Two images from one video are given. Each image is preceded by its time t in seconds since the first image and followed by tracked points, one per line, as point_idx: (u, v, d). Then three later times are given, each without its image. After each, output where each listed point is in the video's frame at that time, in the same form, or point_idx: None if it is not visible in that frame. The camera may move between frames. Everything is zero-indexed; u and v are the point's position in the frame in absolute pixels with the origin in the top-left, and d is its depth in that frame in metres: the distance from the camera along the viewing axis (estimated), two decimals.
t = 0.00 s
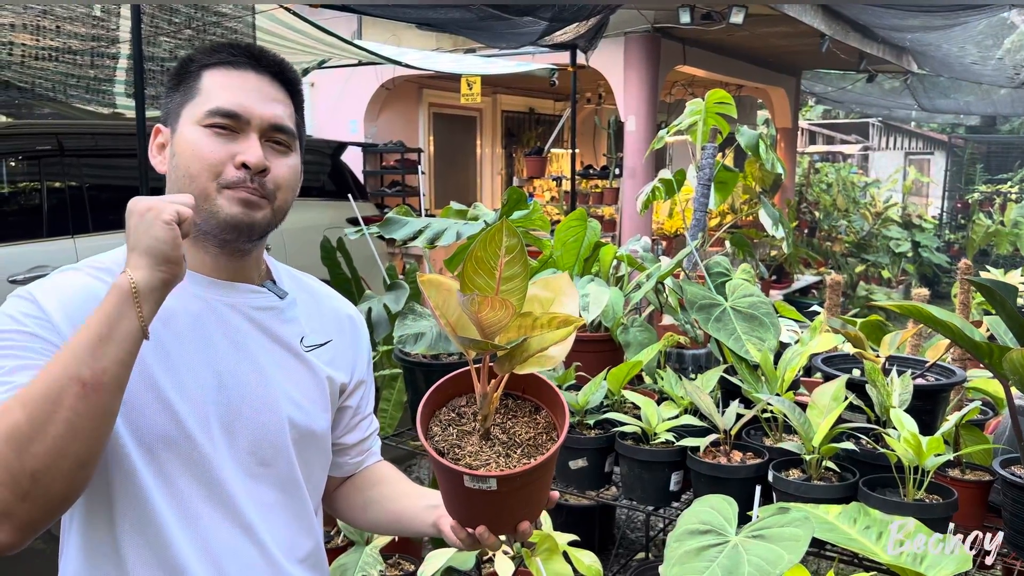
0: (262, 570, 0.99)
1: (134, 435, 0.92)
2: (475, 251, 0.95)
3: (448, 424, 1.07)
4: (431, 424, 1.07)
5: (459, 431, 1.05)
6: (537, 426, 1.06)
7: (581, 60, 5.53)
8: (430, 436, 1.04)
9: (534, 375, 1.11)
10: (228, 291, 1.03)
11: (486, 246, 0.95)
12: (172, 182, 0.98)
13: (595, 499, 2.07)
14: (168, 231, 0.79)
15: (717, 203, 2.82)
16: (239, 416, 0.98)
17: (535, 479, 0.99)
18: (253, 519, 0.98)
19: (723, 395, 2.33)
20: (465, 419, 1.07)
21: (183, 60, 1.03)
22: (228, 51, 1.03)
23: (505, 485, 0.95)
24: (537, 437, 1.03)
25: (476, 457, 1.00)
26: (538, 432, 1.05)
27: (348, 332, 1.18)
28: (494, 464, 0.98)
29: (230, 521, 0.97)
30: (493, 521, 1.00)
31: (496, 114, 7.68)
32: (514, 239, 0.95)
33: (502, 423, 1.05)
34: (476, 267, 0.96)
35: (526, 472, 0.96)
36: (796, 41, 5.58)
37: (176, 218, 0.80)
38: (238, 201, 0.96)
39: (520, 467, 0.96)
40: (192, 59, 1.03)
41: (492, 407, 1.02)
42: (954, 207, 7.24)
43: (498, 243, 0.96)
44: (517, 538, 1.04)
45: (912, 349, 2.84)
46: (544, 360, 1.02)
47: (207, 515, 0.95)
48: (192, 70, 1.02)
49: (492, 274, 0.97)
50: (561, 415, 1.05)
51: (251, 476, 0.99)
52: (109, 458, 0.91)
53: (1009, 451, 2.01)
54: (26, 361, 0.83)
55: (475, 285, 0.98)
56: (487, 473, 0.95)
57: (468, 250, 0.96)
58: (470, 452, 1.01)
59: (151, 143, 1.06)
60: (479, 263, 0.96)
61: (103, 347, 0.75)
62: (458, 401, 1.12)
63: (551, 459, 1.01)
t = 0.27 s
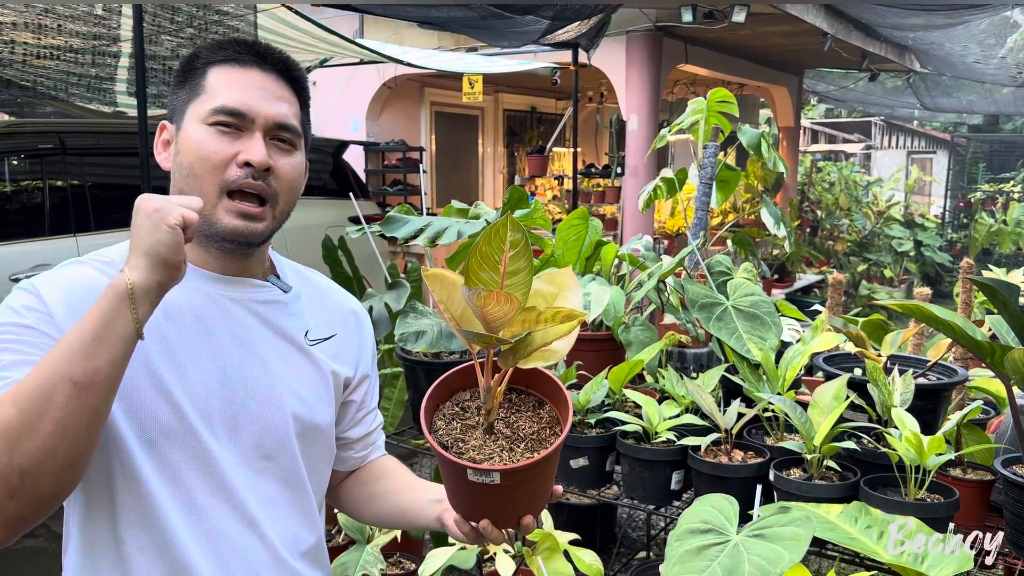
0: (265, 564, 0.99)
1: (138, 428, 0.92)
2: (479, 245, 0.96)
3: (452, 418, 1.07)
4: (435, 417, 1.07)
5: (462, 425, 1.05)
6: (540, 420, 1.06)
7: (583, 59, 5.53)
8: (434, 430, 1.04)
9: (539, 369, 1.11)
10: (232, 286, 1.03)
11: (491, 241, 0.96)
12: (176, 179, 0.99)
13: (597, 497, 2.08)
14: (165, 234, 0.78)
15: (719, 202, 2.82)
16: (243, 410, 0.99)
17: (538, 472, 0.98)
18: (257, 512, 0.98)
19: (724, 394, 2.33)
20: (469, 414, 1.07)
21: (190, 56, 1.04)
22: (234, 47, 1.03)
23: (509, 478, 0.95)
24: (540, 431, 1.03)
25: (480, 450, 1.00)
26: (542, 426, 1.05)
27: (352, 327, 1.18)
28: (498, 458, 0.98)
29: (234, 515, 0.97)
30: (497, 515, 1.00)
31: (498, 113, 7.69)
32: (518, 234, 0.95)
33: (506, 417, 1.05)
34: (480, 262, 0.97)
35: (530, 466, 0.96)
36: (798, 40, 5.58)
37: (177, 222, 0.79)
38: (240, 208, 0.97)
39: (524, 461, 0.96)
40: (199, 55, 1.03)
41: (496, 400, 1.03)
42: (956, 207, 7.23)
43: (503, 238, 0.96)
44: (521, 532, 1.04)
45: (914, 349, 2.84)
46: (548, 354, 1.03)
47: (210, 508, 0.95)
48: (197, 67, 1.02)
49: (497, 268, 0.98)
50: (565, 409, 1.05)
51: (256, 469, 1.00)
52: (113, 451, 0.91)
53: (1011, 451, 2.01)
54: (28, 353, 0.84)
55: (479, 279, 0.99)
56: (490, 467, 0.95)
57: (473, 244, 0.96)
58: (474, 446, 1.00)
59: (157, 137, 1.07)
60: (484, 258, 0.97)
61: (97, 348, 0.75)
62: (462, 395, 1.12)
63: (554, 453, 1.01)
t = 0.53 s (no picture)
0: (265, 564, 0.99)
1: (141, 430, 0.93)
2: (475, 252, 0.96)
3: (444, 424, 1.07)
4: (427, 423, 1.07)
5: (455, 431, 1.05)
6: (532, 428, 1.06)
7: (584, 57, 5.53)
8: (426, 436, 1.05)
9: (532, 377, 1.11)
10: (230, 286, 1.03)
11: (487, 248, 0.96)
12: (176, 179, 1.00)
13: (597, 496, 2.07)
14: (231, 479, 0.72)
15: (720, 200, 2.82)
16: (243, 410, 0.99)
17: (527, 481, 0.98)
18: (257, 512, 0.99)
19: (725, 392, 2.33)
20: (462, 419, 1.08)
21: (192, 55, 1.03)
22: (236, 48, 1.02)
23: (497, 486, 0.95)
24: (532, 439, 1.03)
25: (470, 456, 1.00)
26: (533, 434, 1.04)
27: (350, 327, 1.18)
28: (488, 465, 0.98)
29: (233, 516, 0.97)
30: (486, 522, 1.00)
31: (499, 111, 7.69)
32: (514, 242, 0.96)
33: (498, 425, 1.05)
34: (475, 268, 0.97)
35: (519, 474, 0.96)
36: (799, 38, 5.57)
37: (246, 472, 0.72)
38: (237, 205, 0.97)
39: (513, 469, 0.96)
40: (200, 55, 1.02)
41: (487, 407, 1.02)
42: (957, 205, 7.21)
43: (500, 246, 0.96)
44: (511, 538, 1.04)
45: (915, 347, 2.83)
46: (541, 363, 1.00)
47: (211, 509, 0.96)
48: (199, 67, 1.02)
49: (492, 276, 0.98)
50: (557, 418, 1.05)
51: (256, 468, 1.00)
52: (116, 453, 0.92)
53: (1013, 449, 2.01)
54: (21, 376, 0.85)
55: (473, 286, 0.98)
56: (479, 474, 0.95)
57: (469, 251, 0.96)
58: (464, 452, 1.00)
59: (159, 135, 1.07)
60: (479, 264, 0.97)
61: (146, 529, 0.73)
62: (455, 401, 1.13)
63: (544, 462, 1.00)
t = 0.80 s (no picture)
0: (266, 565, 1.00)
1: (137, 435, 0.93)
2: (468, 265, 0.95)
3: (437, 433, 1.08)
4: (421, 431, 1.08)
5: (447, 440, 1.06)
6: (526, 442, 1.06)
7: (585, 56, 5.52)
8: (419, 444, 1.05)
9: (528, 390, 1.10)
10: (228, 285, 1.03)
11: (482, 263, 0.95)
12: (170, 179, 1.00)
13: (597, 495, 2.07)
14: (211, 548, 0.81)
15: (720, 199, 2.82)
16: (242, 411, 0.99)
17: (515, 496, 0.98)
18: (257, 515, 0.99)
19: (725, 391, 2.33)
20: (456, 429, 1.08)
21: (180, 56, 1.03)
22: (222, 45, 1.03)
23: (483, 501, 0.95)
24: (524, 453, 1.03)
25: (460, 468, 1.00)
26: (526, 448, 1.04)
27: (352, 326, 1.18)
28: (477, 478, 0.98)
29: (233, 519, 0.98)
30: (474, 534, 1.01)
31: (500, 110, 7.69)
32: (510, 257, 0.95)
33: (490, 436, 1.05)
34: (470, 282, 0.96)
35: (507, 489, 0.96)
36: (800, 37, 5.57)
37: (225, 543, 0.81)
38: (230, 200, 0.97)
39: (501, 484, 0.96)
40: (188, 55, 1.03)
41: (480, 419, 1.03)
42: (958, 204, 7.20)
43: (494, 260, 0.95)
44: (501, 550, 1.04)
45: (916, 345, 2.83)
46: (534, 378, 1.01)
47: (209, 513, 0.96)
48: (188, 67, 1.02)
49: (487, 291, 0.97)
50: (550, 434, 1.04)
51: (256, 471, 1.00)
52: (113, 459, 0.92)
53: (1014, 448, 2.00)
54: (14, 393, 0.87)
55: (467, 301, 0.97)
56: (465, 487, 0.95)
57: (464, 264, 0.95)
58: (455, 464, 1.01)
59: (152, 137, 1.07)
60: (474, 278, 0.96)
61: None
62: (450, 409, 1.13)
63: (534, 479, 1.00)
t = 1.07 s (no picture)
0: (260, 564, 1.00)
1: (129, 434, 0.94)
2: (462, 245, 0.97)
3: (433, 423, 1.09)
4: (418, 421, 1.10)
5: (444, 431, 1.07)
6: (522, 437, 1.05)
7: (586, 55, 5.52)
8: (413, 433, 1.07)
9: (528, 385, 1.11)
10: (226, 287, 1.03)
11: (476, 243, 0.98)
12: (165, 182, 1.00)
13: (598, 495, 2.08)
14: (149, 510, 0.79)
15: (721, 198, 2.82)
16: (237, 410, 1.00)
17: (505, 487, 0.98)
18: (251, 513, 0.99)
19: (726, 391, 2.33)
20: (452, 421, 1.09)
21: (172, 58, 1.04)
22: (213, 46, 1.03)
23: (468, 488, 0.95)
24: (518, 446, 1.03)
25: (452, 458, 1.00)
26: (521, 442, 1.04)
27: (354, 326, 1.17)
28: (466, 466, 0.98)
29: (227, 516, 0.98)
30: (464, 528, 1.00)
31: (501, 109, 7.70)
32: (503, 239, 0.97)
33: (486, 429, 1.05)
34: (463, 263, 0.98)
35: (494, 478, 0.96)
36: (801, 36, 5.57)
37: (160, 502, 0.79)
38: (226, 204, 0.98)
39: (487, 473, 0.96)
40: (180, 58, 1.03)
41: (475, 410, 1.03)
42: (960, 203, 7.19)
43: (488, 241, 0.98)
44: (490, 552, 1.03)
45: (917, 345, 2.83)
46: (527, 366, 1.00)
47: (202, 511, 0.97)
48: (180, 69, 1.02)
49: (480, 271, 0.99)
50: (547, 426, 1.04)
51: (251, 469, 1.00)
52: (106, 457, 0.93)
53: (1015, 448, 2.00)
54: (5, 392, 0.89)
55: (459, 280, 0.99)
56: (450, 474, 0.96)
57: (458, 244, 0.98)
58: (447, 453, 1.01)
59: (148, 138, 1.07)
60: (467, 258, 0.98)
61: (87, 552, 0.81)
62: (450, 402, 1.14)
63: (524, 471, 1.00)
